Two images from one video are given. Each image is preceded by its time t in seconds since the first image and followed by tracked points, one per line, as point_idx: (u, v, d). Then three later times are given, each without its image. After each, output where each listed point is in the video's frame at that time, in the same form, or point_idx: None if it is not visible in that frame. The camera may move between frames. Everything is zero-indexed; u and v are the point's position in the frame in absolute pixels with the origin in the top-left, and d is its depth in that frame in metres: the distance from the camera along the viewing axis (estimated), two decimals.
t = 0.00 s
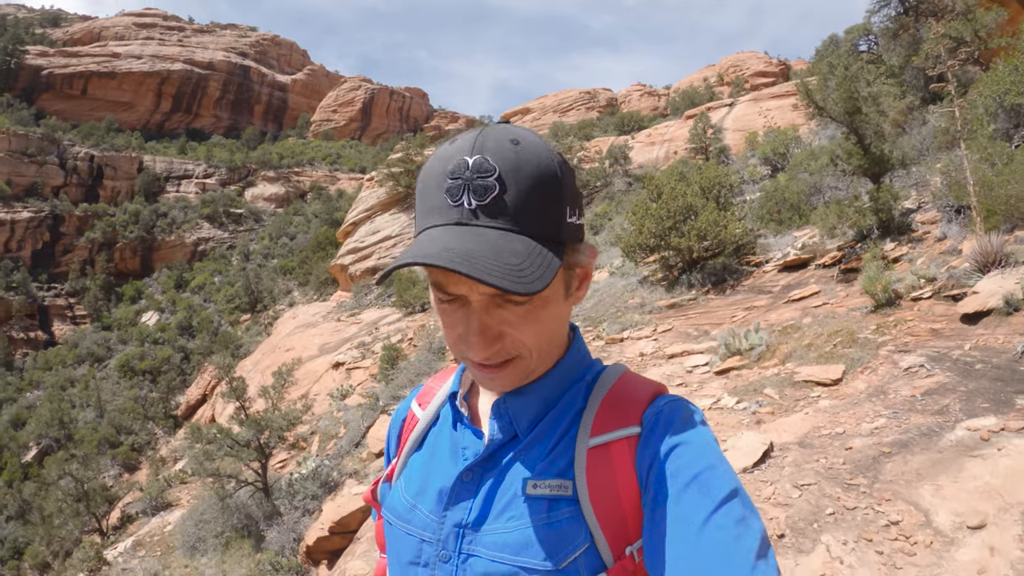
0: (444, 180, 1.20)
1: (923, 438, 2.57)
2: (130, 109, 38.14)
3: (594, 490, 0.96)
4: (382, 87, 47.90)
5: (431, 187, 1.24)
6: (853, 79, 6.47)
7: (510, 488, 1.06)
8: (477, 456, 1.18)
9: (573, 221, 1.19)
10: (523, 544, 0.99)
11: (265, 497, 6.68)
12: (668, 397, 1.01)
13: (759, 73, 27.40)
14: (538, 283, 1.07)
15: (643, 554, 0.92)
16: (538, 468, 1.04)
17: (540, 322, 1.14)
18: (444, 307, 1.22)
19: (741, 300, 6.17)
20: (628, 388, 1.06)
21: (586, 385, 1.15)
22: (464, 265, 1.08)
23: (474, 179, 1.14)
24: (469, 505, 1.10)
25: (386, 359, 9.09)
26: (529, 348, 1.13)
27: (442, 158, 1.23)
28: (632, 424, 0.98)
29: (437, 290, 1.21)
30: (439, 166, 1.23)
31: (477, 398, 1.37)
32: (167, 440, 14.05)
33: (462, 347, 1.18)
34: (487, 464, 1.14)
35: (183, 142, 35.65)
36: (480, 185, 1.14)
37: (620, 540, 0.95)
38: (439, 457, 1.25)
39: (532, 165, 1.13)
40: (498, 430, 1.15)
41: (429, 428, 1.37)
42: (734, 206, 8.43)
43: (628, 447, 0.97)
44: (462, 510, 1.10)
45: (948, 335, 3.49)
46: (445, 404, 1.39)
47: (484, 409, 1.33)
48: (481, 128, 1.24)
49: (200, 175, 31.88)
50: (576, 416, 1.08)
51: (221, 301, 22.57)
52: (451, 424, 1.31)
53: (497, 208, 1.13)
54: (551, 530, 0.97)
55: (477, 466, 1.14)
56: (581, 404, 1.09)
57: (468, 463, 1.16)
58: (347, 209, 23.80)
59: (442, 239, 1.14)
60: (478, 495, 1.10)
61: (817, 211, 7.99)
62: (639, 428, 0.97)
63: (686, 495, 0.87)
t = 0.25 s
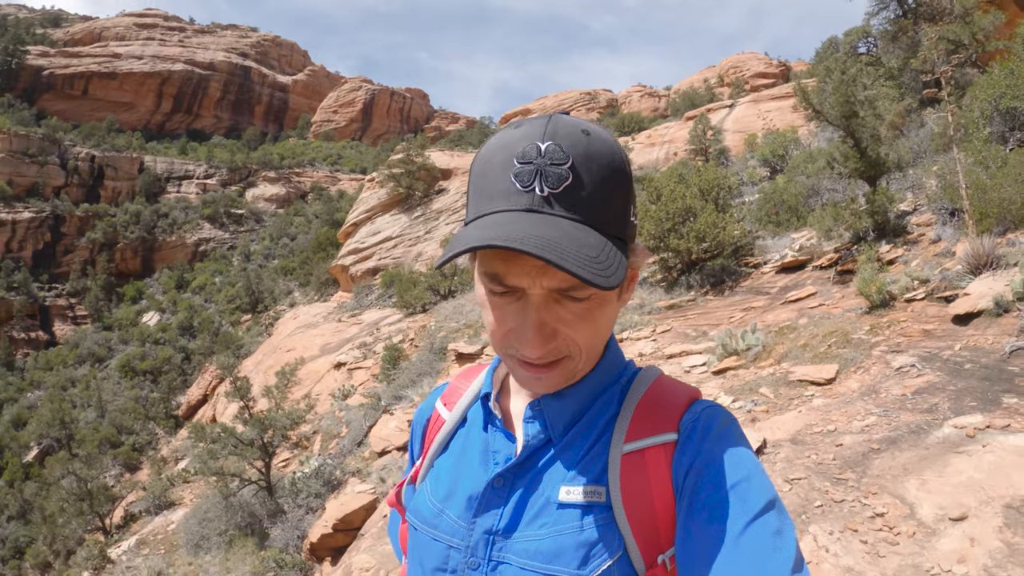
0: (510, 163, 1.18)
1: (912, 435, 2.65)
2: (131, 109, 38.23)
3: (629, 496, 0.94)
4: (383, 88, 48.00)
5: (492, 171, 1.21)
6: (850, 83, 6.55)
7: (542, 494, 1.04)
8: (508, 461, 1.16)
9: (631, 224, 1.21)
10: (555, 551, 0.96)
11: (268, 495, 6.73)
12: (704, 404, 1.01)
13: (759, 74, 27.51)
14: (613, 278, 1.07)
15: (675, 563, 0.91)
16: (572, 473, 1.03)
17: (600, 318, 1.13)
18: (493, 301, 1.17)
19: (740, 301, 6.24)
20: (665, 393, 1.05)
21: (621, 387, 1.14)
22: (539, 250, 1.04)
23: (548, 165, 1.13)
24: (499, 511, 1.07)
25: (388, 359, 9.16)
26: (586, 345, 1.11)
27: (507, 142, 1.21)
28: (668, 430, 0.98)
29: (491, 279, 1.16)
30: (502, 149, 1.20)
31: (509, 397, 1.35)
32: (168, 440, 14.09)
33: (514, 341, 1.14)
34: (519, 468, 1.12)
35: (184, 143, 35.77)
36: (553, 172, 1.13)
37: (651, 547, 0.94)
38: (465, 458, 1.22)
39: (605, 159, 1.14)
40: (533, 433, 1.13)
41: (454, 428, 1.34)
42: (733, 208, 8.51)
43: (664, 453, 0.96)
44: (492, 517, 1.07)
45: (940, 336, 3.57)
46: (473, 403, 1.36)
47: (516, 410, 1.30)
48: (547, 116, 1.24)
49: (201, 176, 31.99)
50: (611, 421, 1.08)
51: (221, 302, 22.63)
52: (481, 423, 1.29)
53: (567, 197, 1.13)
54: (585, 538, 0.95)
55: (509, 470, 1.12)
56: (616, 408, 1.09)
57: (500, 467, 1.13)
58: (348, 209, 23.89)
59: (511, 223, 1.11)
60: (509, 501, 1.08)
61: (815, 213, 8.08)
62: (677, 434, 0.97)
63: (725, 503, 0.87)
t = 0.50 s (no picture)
0: (513, 163, 1.21)
1: (901, 433, 2.73)
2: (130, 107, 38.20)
3: (644, 481, 0.99)
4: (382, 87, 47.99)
5: (494, 173, 1.24)
6: (845, 87, 6.62)
7: (561, 481, 1.07)
8: (527, 446, 1.20)
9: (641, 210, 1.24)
10: (572, 535, 1.00)
11: (268, 492, 6.76)
12: (717, 390, 1.05)
13: (758, 76, 27.61)
14: (624, 277, 1.10)
15: (688, 543, 0.96)
16: (589, 458, 1.07)
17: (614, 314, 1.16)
18: (505, 302, 1.20)
19: (736, 302, 6.30)
20: (678, 379, 1.09)
21: (637, 372, 1.19)
22: (548, 255, 1.07)
23: (551, 165, 1.15)
24: (518, 497, 1.11)
25: (387, 358, 9.19)
26: (600, 341, 1.14)
27: (506, 140, 1.23)
28: (684, 416, 1.02)
29: (501, 283, 1.18)
30: (502, 150, 1.23)
31: (525, 380, 1.38)
32: (166, 438, 14.07)
33: (527, 341, 1.17)
34: (537, 456, 1.15)
35: (182, 141, 35.76)
36: (556, 170, 1.15)
37: (665, 531, 0.98)
38: (483, 442, 1.26)
39: (608, 150, 1.17)
40: (552, 420, 1.17)
41: (470, 413, 1.38)
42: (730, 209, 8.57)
43: (680, 437, 1.00)
44: (510, 502, 1.11)
45: (931, 337, 3.63)
46: (489, 387, 1.40)
47: (532, 397, 1.34)
48: (547, 108, 1.26)
49: (199, 174, 31.99)
50: (627, 406, 1.12)
51: (220, 301, 22.62)
52: (498, 408, 1.32)
53: (572, 195, 1.16)
54: (601, 521, 1.00)
55: (527, 457, 1.16)
56: (632, 393, 1.13)
57: (517, 453, 1.17)
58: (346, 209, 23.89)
59: (520, 227, 1.14)
60: (527, 488, 1.12)
61: (811, 214, 8.14)
62: (693, 419, 1.01)
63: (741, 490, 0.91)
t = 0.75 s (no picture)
0: (496, 146, 1.23)
1: (891, 429, 2.82)
2: (127, 107, 38.12)
3: (645, 471, 1.02)
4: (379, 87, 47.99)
5: (477, 157, 1.27)
6: (840, 89, 6.68)
7: (561, 475, 1.10)
8: (524, 441, 1.22)
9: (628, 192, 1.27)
10: (576, 528, 1.03)
11: (267, 491, 6.77)
12: (711, 375, 1.09)
13: (755, 76, 27.71)
14: (613, 256, 1.12)
15: (688, 531, 1.00)
16: (588, 450, 1.09)
17: (604, 296, 1.17)
18: (492, 290, 1.21)
19: (731, 301, 6.35)
20: (672, 366, 1.13)
21: (629, 361, 1.22)
22: (538, 233, 1.09)
23: (533, 145, 1.18)
24: (517, 495, 1.13)
25: (384, 358, 9.21)
26: (589, 325, 1.15)
27: (489, 124, 1.26)
28: (681, 403, 1.05)
29: (487, 270, 1.19)
30: (486, 134, 1.26)
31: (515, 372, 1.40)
32: (164, 438, 14.05)
33: (517, 329, 1.18)
34: (534, 451, 1.17)
35: (179, 142, 35.73)
36: (540, 150, 1.18)
37: (666, 520, 1.02)
38: (478, 439, 1.27)
39: (591, 131, 1.20)
40: (549, 412, 1.19)
41: (460, 408, 1.39)
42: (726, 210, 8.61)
43: (677, 425, 1.04)
44: (510, 499, 1.13)
45: (922, 335, 3.68)
46: (479, 381, 1.41)
47: (524, 390, 1.35)
48: (530, 93, 1.29)
49: (196, 174, 31.95)
50: (622, 394, 1.16)
51: (217, 301, 22.57)
52: (490, 402, 1.33)
53: (556, 175, 1.19)
54: (604, 512, 1.03)
55: (525, 451, 1.18)
56: (627, 382, 1.17)
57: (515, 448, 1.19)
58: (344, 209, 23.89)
59: (507, 208, 1.17)
60: (526, 484, 1.14)
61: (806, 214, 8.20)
62: (690, 406, 1.04)
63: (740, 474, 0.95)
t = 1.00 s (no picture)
0: (455, 142, 1.23)
1: (880, 425, 2.88)
2: (124, 106, 38.03)
3: (633, 476, 1.02)
4: (377, 87, 48.00)
5: (439, 153, 1.26)
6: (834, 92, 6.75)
7: (548, 485, 1.08)
8: (508, 451, 1.20)
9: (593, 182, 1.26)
10: (567, 537, 1.02)
11: (266, 488, 6.80)
12: (692, 375, 1.11)
13: (752, 78, 27.86)
14: (573, 237, 1.11)
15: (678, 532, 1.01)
16: (574, 456, 1.09)
17: (570, 285, 1.16)
18: (459, 288, 1.22)
19: (727, 302, 6.42)
20: (654, 368, 1.14)
21: (610, 364, 1.23)
22: (495, 219, 1.09)
23: (492, 137, 1.17)
24: (505, 506, 1.12)
25: (382, 357, 9.24)
26: (558, 319, 1.16)
27: (449, 124, 1.26)
28: (665, 405, 1.06)
29: (454, 266, 1.20)
30: (446, 132, 1.25)
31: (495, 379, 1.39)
32: (161, 438, 14.02)
33: (486, 323, 1.18)
34: (519, 460, 1.16)
35: (177, 141, 35.68)
36: (497, 142, 1.17)
37: (656, 522, 1.02)
38: (461, 451, 1.25)
39: (550, 121, 1.19)
40: (531, 421, 1.18)
41: (440, 422, 1.36)
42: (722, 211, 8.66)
43: (662, 426, 1.05)
44: (499, 511, 1.12)
45: (913, 334, 3.75)
46: (457, 392, 1.39)
47: (504, 399, 1.34)
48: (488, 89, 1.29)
49: (194, 174, 31.90)
50: (605, 397, 1.16)
51: (215, 300, 22.53)
52: (470, 414, 1.32)
53: (515, 166, 1.17)
54: (595, 518, 1.02)
55: (510, 461, 1.16)
56: (608, 385, 1.18)
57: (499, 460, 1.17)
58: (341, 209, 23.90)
59: (465, 198, 1.15)
60: (513, 496, 1.12)
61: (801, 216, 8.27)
62: (673, 408, 1.06)
63: (725, 472, 0.96)
